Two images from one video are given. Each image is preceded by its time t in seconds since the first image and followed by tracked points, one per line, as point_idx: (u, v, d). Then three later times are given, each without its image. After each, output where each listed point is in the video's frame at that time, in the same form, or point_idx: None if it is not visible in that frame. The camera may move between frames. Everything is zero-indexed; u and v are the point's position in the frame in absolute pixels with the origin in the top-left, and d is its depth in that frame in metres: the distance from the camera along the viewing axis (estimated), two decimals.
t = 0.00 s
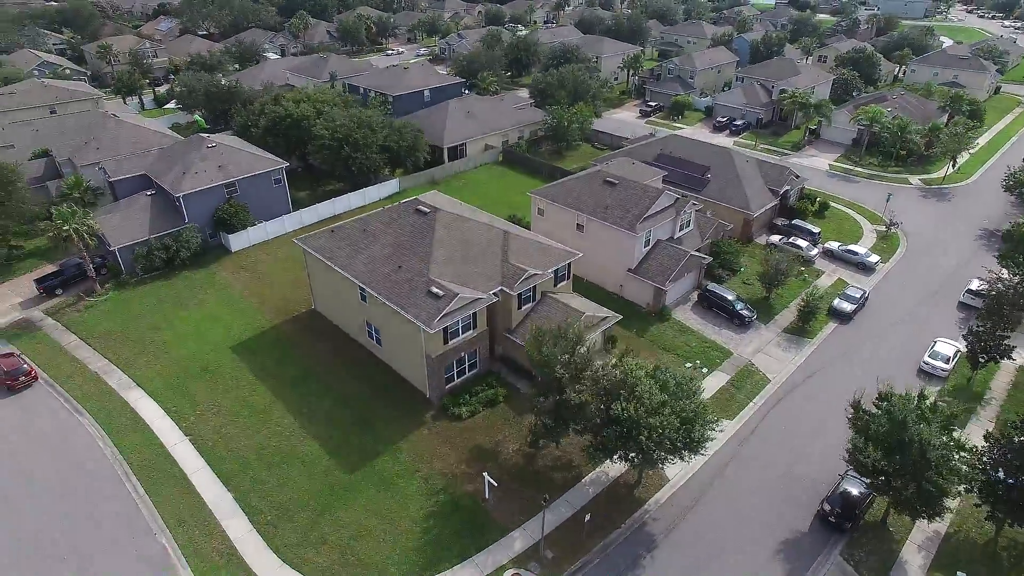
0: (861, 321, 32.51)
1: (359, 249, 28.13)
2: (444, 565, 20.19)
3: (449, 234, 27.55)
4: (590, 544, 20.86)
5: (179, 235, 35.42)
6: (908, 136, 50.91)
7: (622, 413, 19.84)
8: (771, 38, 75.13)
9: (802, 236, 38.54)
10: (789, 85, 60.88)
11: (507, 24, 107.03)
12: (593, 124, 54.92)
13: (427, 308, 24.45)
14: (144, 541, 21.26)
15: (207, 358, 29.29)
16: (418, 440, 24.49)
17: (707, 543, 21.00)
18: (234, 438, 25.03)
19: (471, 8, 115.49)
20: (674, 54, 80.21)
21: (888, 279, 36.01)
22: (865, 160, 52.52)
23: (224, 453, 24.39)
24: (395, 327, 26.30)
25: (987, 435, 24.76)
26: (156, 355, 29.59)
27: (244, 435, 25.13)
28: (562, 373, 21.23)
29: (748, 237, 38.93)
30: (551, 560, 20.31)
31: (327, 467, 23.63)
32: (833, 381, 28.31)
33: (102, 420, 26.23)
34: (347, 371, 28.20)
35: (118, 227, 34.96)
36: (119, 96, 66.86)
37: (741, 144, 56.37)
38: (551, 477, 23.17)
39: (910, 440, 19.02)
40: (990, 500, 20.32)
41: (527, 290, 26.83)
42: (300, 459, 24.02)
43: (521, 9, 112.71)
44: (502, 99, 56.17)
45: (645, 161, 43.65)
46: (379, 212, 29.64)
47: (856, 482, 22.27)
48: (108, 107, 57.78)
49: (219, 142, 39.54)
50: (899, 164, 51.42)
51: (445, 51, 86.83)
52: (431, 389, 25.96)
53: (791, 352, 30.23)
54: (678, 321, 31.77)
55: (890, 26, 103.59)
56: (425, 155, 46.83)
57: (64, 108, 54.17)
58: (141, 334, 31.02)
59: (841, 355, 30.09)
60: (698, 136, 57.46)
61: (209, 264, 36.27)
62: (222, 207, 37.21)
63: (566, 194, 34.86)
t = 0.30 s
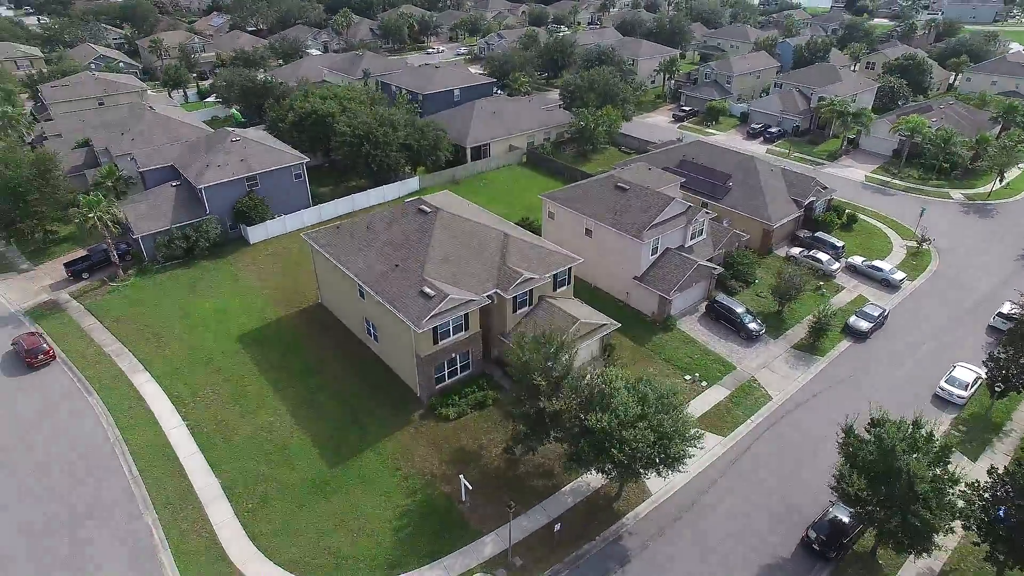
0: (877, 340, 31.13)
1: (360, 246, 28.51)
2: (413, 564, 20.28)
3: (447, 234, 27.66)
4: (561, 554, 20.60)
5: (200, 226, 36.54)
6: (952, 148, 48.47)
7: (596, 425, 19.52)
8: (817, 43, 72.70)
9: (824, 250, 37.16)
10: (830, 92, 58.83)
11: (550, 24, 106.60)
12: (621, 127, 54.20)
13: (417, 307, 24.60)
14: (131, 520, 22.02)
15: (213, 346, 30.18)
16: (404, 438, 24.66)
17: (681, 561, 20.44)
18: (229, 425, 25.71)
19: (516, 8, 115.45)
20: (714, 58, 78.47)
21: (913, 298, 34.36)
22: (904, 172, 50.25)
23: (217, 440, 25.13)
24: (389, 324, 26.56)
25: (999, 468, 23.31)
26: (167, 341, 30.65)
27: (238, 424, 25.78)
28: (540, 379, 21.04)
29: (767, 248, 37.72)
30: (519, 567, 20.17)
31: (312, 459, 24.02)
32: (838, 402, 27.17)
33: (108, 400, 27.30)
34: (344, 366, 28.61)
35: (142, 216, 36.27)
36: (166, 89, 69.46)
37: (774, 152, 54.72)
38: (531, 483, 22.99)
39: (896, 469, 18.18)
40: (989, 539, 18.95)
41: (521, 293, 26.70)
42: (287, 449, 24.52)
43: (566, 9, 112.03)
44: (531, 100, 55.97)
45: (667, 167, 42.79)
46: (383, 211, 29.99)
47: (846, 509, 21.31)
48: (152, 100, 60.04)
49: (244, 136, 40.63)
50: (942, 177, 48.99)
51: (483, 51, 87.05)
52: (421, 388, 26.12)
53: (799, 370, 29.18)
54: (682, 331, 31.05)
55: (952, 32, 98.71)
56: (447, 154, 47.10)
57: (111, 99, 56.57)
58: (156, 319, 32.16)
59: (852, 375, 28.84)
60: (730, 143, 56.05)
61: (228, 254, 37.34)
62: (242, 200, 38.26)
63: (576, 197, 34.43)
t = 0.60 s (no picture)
0: (891, 360, 29.75)
1: (360, 242, 28.83)
2: (381, 561, 20.45)
3: (445, 233, 27.72)
4: (529, 561, 20.43)
5: (218, 217, 37.61)
6: (996, 161, 45.97)
7: (566, 432, 19.18)
8: (863, 48, 70.04)
9: (844, 263, 35.75)
10: (870, 100, 56.60)
11: (591, 24, 105.62)
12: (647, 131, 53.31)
13: (406, 305, 24.75)
14: (120, 499, 22.83)
15: (219, 334, 31.04)
16: (389, 435, 24.87)
17: None
18: (223, 412, 26.41)
19: (558, 8, 114.93)
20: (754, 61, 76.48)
21: (936, 317, 32.73)
22: (944, 184, 47.92)
23: (210, 425, 25.84)
24: (382, 321, 26.80)
25: (1006, 502, 21.94)
26: (176, 327, 31.67)
27: (232, 411, 26.44)
28: (516, 384, 20.84)
29: (784, 259, 36.54)
30: (485, 570, 20.10)
31: (297, 450, 24.48)
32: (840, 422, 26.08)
33: (115, 381, 28.38)
34: (341, 360, 29.03)
35: (164, 205, 37.49)
36: (209, 83, 71.81)
37: (807, 160, 52.93)
38: (508, 487, 22.86)
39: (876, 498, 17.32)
40: None
41: (514, 295, 26.55)
42: (275, 439, 25.03)
43: (608, 10, 110.93)
44: (557, 100, 55.62)
45: (686, 173, 41.86)
46: (386, 208, 30.29)
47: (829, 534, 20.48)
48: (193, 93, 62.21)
49: (267, 130, 41.63)
50: (983, 191, 46.53)
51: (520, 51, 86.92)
52: (410, 386, 26.28)
53: (802, 386, 28.15)
54: (683, 341, 30.35)
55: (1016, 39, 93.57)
56: (467, 153, 47.23)
57: (153, 91, 58.70)
58: (169, 305, 33.26)
59: (858, 395, 27.66)
60: (761, 149, 54.51)
61: (244, 245, 38.32)
62: (260, 193, 39.22)
63: (585, 200, 34.01)
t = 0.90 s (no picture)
0: (905, 381, 28.34)
1: (363, 238, 29.16)
2: (351, 555, 20.62)
3: (443, 232, 27.75)
4: (498, 565, 20.28)
5: (238, 209, 38.59)
6: None
7: (535, 438, 18.90)
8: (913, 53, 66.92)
9: (865, 277, 34.28)
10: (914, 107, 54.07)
11: (634, 26, 104.16)
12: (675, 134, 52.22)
13: (397, 303, 24.89)
14: (115, 476, 23.67)
15: (226, 323, 31.89)
16: (375, 430, 25.08)
17: None
18: (220, 400, 27.10)
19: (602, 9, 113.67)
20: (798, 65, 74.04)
21: (960, 337, 31.01)
22: (988, 198, 45.33)
23: (207, 411, 26.54)
24: (377, 317, 27.03)
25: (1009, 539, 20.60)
26: (187, 314, 32.66)
27: (228, 399, 27.12)
28: (492, 386, 20.68)
29: (802, 271, 35.24)
30: (452, 571, 20.05)
31: (285, 441, 24.91)
32: (840, 444, 24.99)
33: (125, 363, 29.44)
34: (339, 354, 29.44)
35: (189, 196, 38.81)
36: (250, 78, 73.79)
37: (841, 169, 50.93)
38: (486, 490, 22.75)
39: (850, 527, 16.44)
40: None
41: (508, 297, 26.37)
42: (266, 428, 25.54)
43: (652, 11, 109.14)
44: (585, 102, 55.04)
45: (707, 178, 40.86)
46: (391, 205, 30.53)
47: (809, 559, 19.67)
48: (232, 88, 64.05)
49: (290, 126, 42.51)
50: None
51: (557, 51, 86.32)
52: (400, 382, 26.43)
53: (805, 404, 27.08)
54: (685, 351, 29.62)
55: None
56: (487, 152, 47.20)
57: (194, 85, 60.64)
58: (183, 292, 34.34)
59: (864, 416, 26.43)
60: (793, 156, 52.72)
61: (261, 237, 39.24)
62: (280, 186, 40.07)
63: (593, 203, 33.50)
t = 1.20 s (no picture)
0: (919, 405, 26.87)
1: (366, 233, 29.47)
2: (324, 547, 20.88)
3: (443, 230, 27.83)
4: (467, 566, 20.21)
5: (260, 201, 39.54)
6: None
7: (503, 442, 18.71)
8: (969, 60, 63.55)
9: (890, 294, 32.79)
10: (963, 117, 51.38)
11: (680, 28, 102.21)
12: (704, 138, 50.92)
13: (390, 300, 25.06)
14: (113, 455, 24.58)
15: (236, 311, 32.74)
16: (363, 424, 25.37)
17: None
18: (220, 386, 27.85)
19: (648, 10, 111.94)
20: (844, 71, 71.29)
21: (986, 361, 29.25)
22: None
23: (206, 396, 27.31)
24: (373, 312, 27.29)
25: None
26: (201, 300, 33.67)
27: (228, 385, 27.84)
28: (469, 387, 20.55)
29: (821, 284, 33.93)
30: (420, 569, 20.08)
31: (275, 429, 25.43)
32: (839, 466, 23.89)
33: (136, 345, 30.53)
34: (340, 347, 29.89)
35: (214, 186, 39.96)
36: (291, 73, 75.62)
37: (879, 179, 48.78)
38: (464, 490, 22.70)
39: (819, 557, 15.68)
40: None
41: (503, 298, 26.24)
42: (259, 416, 26.11)
43: (699, 12, 106.80)
44: (614, 104, 54.22)
45: (729, 185, 39.73)
46: (397, 203, 30.80)
47: None
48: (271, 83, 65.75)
49: (314, 121, 43.32)
50: None
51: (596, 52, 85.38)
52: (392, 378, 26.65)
53: (807, 423, 26.00)
54: (686, 361, 28.85)
55: None
56: (510, 152, 47.06)
57: (234, 79, 62.50)
58: (199, 279, 35.41)
59: (869, 439, 25.21)
60: (829, 165, 50.79)
61: (281, 229, 40.13)
62: (301, 180, 40.88)
63: (602, 207, 32.97)
